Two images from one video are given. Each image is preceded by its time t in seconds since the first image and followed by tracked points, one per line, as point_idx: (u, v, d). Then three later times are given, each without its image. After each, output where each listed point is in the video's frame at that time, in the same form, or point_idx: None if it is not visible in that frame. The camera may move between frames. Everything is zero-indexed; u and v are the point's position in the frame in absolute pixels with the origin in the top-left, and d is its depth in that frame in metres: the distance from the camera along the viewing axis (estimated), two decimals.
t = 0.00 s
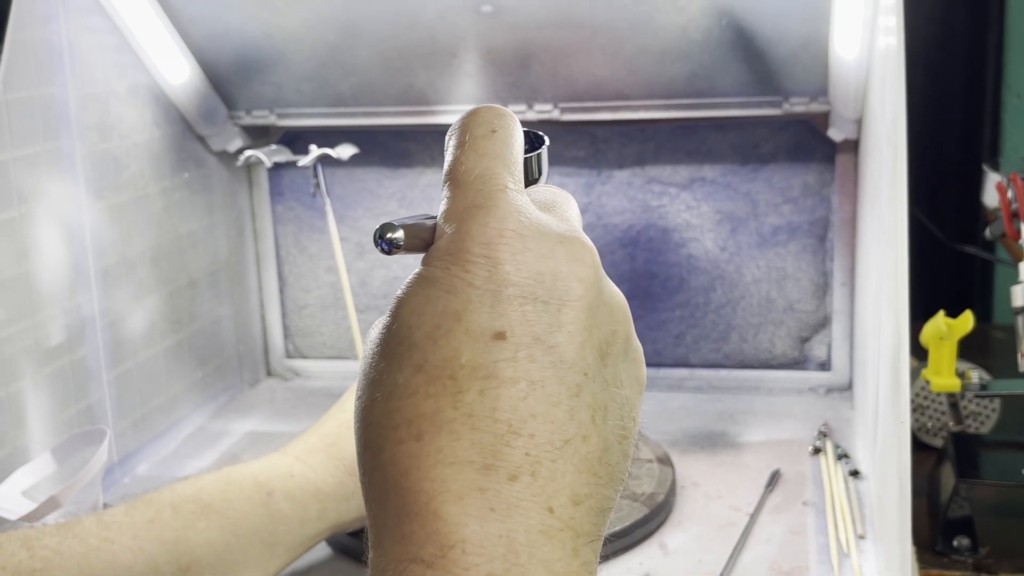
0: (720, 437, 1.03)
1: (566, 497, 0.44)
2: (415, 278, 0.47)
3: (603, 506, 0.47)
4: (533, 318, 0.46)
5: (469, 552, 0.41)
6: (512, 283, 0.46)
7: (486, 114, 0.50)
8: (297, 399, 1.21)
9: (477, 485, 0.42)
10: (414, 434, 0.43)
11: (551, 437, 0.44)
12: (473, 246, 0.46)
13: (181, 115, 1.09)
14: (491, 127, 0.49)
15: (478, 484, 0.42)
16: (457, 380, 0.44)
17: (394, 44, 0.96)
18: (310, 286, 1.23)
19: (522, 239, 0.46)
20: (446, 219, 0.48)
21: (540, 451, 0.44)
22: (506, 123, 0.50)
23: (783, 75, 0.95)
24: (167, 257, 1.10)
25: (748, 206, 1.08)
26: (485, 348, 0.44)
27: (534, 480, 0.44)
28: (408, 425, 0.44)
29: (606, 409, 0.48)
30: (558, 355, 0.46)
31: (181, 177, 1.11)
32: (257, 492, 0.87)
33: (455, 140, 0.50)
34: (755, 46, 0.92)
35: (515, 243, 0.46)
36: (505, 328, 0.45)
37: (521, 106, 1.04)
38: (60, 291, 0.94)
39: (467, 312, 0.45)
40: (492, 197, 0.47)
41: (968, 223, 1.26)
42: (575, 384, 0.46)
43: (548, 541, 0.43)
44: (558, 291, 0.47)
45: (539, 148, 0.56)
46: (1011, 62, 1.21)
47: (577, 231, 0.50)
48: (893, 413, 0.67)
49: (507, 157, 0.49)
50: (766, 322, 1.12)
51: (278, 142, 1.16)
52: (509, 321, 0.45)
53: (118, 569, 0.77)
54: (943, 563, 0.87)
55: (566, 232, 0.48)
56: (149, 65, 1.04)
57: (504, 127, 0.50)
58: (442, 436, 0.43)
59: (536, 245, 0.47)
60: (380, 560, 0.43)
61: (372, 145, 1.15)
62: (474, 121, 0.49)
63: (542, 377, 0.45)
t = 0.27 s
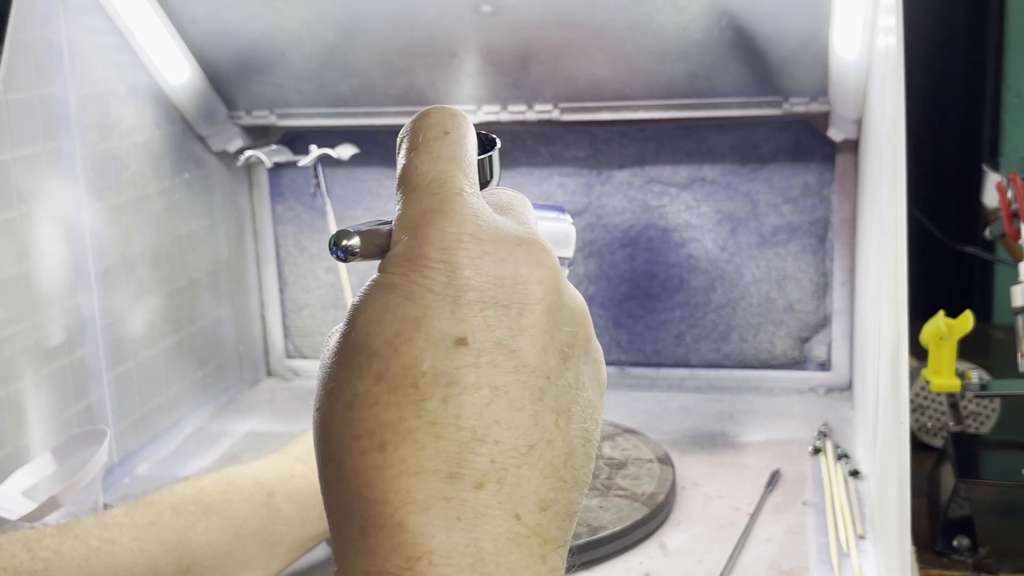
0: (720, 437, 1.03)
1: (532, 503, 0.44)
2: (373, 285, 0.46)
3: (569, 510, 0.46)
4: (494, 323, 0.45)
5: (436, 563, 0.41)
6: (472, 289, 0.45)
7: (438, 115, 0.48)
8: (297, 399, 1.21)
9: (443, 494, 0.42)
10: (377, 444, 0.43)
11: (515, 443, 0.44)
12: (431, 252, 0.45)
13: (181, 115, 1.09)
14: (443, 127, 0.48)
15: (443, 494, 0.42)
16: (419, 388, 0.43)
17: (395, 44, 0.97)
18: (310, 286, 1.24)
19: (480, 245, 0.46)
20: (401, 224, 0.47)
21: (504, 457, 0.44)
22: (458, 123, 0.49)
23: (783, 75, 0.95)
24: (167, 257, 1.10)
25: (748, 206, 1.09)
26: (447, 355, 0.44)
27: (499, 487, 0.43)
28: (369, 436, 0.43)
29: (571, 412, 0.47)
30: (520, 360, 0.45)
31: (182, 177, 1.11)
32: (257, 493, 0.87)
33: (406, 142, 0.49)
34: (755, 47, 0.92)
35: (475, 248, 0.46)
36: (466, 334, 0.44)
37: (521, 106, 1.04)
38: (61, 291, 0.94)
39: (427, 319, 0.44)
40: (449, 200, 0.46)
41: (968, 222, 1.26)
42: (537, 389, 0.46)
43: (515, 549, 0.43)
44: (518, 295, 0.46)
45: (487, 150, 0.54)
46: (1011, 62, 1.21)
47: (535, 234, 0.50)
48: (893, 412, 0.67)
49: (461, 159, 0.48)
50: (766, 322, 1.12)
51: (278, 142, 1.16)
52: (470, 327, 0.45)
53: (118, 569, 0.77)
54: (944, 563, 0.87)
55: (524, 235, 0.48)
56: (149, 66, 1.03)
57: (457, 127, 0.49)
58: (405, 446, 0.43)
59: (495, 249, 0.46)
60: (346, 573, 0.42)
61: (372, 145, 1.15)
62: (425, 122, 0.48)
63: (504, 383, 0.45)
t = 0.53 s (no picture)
0: (720, 437, 1.03)
1: (523, 499, 0.44)
2: (362, 283, 0.45)
3: (560, 505, 0.46)
4: (483, 319, 0.45)
5: (428, 560, 0.41)
6: (461, 286, 0.45)
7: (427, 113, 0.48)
8: (297, 399, 1.21)
9: (433, 491, 0.42)
10: (366, 442, 0.42)
11: (505, 439, 0.44)
12: (419, 249, 0.45)
13: (181, 115, 1.09)
14: (431, 125, 0.48)
15: (434, 491, 0.42)
16: (408, 385, 0.43)
17: (395, 44, 0.97)
18: (310, 286, 1.24)
19: (468, 241, 0.45)
20: (390, 222, 0.46)
21: (495, 453, 0.44)
22: (446, 120, 0.48)
23: (783, 75, 0.95)
24: (167, 257, 1.10)
25: (748, 206, 1.09)
26: (435, 352, 0.44)
27: (490, 483, 0.43)
28: (359, 433, 0.42)
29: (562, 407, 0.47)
30: (510, 356, 0.45)
31: (182, 177, 1.11)
32: (257, 493, 0.87)
33: (394, 140, 0.48)
34: (755, 47, 0.92)
35: (463, 245, 0.45)
36: (455, 331, 0.44)
37: (521, 106, 1.04)
38: (60, 291, 0.94)
39: (416, 316, 0.44)
40: (436, 198, 0.46)
41: (968, 222, 1.26)
42: (527, 385, 0.45)
43: (506, 545, 0.43)
44: (507, 291, 0.46)
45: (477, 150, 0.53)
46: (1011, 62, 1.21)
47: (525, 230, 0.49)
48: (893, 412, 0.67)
49: (449, 157, 0.47)
50: (766, 322, 1.12)
51: (278, 142, 1.16)
52: (459, 324, 0.44)
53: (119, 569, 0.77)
54: (943, 563, 0.87)
55: (514, 232, 0.47)
56: (148, 65, 1.03)
57: (445, 125, 0.48)
58: (395, 443, 0.42)
59: (484, 245, 0.46)
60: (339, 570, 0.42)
61: (372, 145, 1.15)
62: (413, 119, 0.47)
63: (494, 379, 0.44)
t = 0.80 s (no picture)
0: (720, 437, 1.03)
1: (597, 514, 0.43)
2: (451, 287, 0.45)
3: (636, 523, 0.45)
4: (567, 329, 0.44)
5: (497, 567, 0.41)
6: (547, 295, 0.44)
7: (526, 123, 0.48)
8: (297, 399, 1.21)
9: (506, 499, 0.42)
10: (442, 444, 0.42)
11: (583, 452, 0.43)
12: (508, 255, 0.45)
13: (181, 115, 1.09)
14: (529, 135, 0.48)
15: (506, 498, 0.42)
16: (490, 393, 0.43)
17: (394, 44, 0.97)
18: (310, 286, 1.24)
19: (558, 251, 0.45)
20: (481, 228, 0.46)
21: (573, 466, 0.43)
22: (546, 131, 0.48)
23: (783, 74, 0.95)
24: (167, 257, 1.10)
25: (748, 206, 1.09)
26: (519, 360, 0.43)
27: (565, 495, 0.42)
28: (437, 436, 0.42)
29: (642, 425, 0.46)
30: (593, 368, 0.44)
31: (182, 177, 1.11)
32: (257, 492, 0.87)
33: (492, 148, 0.48)
34: (755, 46, 0.92)
35: (552, 254, 0.45)
36: (538, 340, 0.44)
37: (520, 106, 1.04)
38: (61, 292, 0.94)
39: (500, 323, 0.44)
40: (528, 205, 0.46)
41: (968, 223, 1.26)
42: (608, 399, 0.44)
43: (577, 559, 0.42)
44: (593, 303, 0.45)
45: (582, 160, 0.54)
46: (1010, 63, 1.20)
47: (616, 244, 0.48)
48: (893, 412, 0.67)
49: (545, 167, 0.47)
50: (766, 322, 1.12)
51: (278, 142, 1.16)
52: (543, 333, 0.44)
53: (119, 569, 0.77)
54: (943, 563, 0.87)
55: (602, 245, 0.47)
56: (149, 65, 1.04)
57: (543, 135, 0.48)
58: (471, 448, 0.42)
59: (572, 256, 0.45)
60: (407, 571, 0.42)
61: (371, 145, 1.15)
62: (512, 129, 0.48)
63: (576, 391, 0.44)
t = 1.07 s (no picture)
0: (720, 437, 1.03)
1: (625, 525, 0.43)
2: (482, 294, 0.45)
3: (664, 534, 0.45)
4: (598, 338, 0.44)
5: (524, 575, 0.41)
6: (577, 303, 0.44)
7: (560, 132, 0.47)
8: (297, 399, 1.21)
9: (533, 508, 0.41)
10: (471, 451, 0.42)
11: (612, 462, 0.43)
12: (538, 263, 0.44)
13: (181, 115, 1.09)
14: (563, 144, 0.47)
15: (534, 507, 0.41)
16: (519, 401, 0.42)
17: (393, 44, 0.97)
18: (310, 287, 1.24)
19: (590, 260, 0.44)
20: (513, 236, 0.46)
21: (601, 476, 0.43)
22: (580, 140, 0.48)
23: (783, 74, 0.95)
24: (167, 257, 1.10)
25: (748, 206, 1.09)
26: (549, 368, 0.43)
27: (592, 505, 0.42)
28: (466, 443, 0.42)
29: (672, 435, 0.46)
30: (624, 377, 0.44)
31: (181, 177, 1.11)
32: (257, 492, 0.87)
33: (525, 156, 0.48)
34: (755, 46, 0.92)
35: (582, 262, 0.44)
36: (569, 349, 0.43)
37: (520, 106, 1.04)
38: (61, 291, 0.94)
39: (530, 331, 0.43)
40: (560, 214, 0.45)
41: (968, 222, 1.26)
42: (638, 409, 0.44)
43: (604, 569, 0.42)
44: (623, 312, 0.44)
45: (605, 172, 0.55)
46: (1010, 63, 1.20)
47: (646, 252, 0.48)
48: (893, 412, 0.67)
49: (578, 176, 0.46)
50: (766, 322, 1.12)
51: (278, 142, 1.16)
52: (573, 341, 0.43)
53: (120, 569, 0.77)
54: (943, 563, 0.87)
55: (631, 252, 0.46)
56: (148, 65, 1.04)
57: (578, 145, 0.48)
58: (500, 456, 0.42)
59: (604, 265, 0.45)
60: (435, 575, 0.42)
61: (371, 145, 1.15)
62: (547, 137, 0.47)
63: (606, 401, 0.43)
